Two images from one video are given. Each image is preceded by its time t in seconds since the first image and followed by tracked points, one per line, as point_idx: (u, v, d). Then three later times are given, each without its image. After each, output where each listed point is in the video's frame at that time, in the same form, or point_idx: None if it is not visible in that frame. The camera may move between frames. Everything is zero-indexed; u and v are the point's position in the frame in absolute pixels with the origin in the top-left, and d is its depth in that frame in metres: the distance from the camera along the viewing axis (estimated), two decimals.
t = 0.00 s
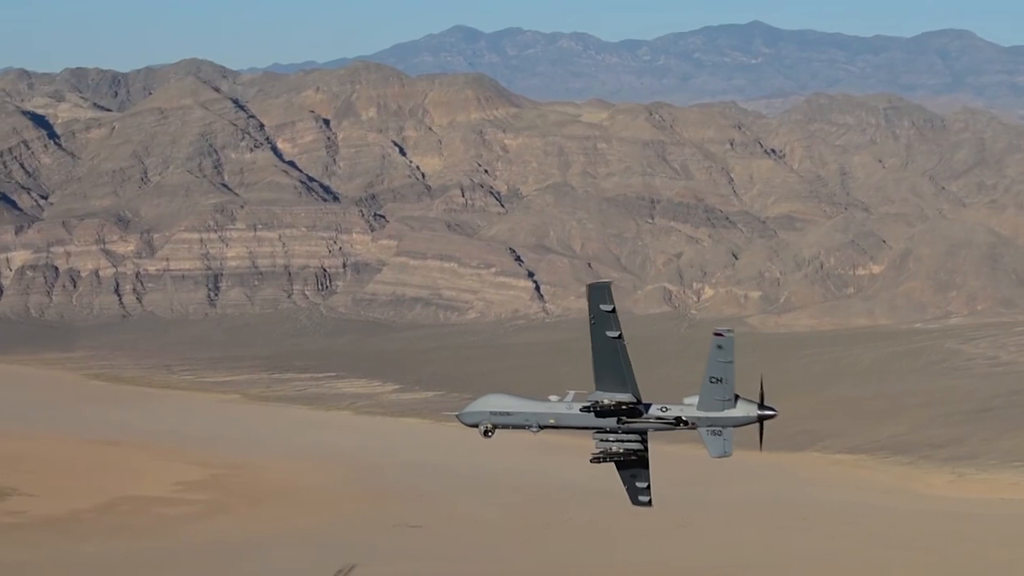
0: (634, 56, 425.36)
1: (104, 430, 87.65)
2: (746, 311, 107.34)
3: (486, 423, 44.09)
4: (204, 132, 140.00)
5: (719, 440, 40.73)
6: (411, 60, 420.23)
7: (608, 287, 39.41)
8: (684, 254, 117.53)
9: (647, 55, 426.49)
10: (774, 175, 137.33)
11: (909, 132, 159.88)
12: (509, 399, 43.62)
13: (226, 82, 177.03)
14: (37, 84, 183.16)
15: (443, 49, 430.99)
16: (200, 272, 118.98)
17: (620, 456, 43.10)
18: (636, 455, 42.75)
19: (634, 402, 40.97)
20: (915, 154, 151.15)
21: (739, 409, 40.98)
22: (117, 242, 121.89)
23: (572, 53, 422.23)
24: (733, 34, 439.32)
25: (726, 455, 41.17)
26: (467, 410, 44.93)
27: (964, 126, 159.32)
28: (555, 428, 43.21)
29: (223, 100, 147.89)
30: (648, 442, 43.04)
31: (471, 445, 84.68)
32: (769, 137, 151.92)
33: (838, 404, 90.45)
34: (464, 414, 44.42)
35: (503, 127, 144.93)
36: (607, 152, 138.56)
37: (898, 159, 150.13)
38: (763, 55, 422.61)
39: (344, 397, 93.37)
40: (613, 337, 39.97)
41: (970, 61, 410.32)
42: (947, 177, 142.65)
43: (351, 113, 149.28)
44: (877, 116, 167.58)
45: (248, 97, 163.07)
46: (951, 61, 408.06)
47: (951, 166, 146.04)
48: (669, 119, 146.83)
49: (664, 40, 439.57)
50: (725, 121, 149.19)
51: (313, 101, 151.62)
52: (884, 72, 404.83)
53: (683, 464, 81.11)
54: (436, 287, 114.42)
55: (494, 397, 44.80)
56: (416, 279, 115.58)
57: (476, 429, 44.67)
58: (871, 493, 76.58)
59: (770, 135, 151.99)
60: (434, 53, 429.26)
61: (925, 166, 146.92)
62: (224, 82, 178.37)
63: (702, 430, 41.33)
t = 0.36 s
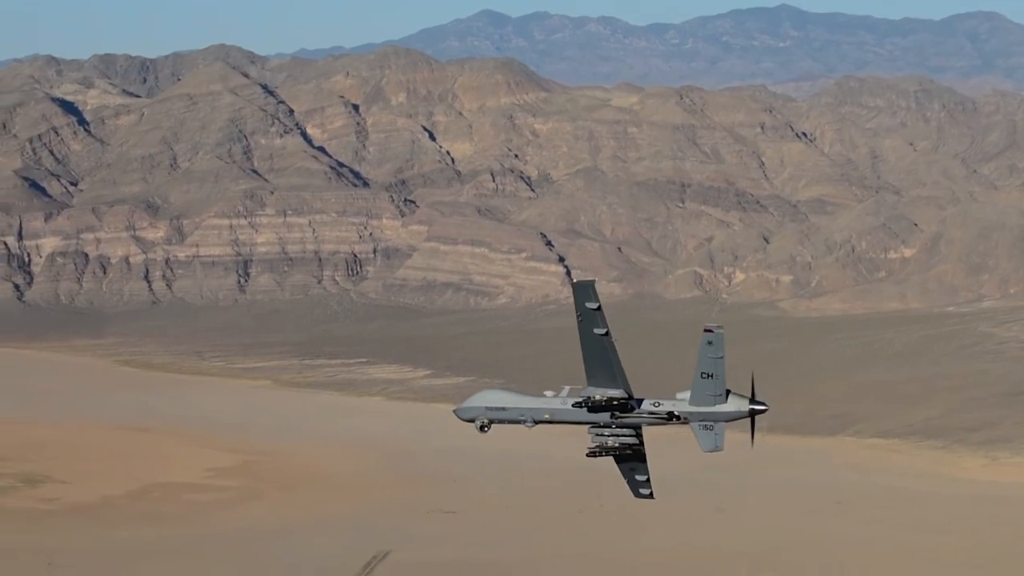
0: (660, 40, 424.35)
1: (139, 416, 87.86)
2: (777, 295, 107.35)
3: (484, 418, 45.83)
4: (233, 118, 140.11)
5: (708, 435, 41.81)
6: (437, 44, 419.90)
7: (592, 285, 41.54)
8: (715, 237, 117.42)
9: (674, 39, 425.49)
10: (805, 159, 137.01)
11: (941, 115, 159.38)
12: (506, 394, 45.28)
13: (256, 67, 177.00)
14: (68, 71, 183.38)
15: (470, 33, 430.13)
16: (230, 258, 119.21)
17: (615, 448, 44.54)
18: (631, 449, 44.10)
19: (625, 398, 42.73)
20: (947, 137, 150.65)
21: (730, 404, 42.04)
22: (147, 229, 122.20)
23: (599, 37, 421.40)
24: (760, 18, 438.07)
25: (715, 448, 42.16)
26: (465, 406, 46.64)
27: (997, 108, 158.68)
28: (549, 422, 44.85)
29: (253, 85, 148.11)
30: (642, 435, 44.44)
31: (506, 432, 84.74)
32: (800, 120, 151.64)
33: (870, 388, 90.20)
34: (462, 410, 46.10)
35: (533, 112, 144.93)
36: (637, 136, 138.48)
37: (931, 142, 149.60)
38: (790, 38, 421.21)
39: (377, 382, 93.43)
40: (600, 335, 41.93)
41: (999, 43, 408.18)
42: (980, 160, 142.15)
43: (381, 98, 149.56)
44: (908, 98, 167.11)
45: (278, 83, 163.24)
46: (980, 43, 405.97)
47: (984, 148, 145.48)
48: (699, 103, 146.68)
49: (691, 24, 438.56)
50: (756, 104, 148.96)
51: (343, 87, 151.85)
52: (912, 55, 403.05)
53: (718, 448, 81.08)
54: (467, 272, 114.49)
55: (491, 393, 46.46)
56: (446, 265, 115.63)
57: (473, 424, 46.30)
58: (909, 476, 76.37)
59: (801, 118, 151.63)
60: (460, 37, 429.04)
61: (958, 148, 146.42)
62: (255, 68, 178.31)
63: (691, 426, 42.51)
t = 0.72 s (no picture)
0: (686, 25, 423.53)
1: (171, 403, 88.02)
2: (806, 279, 107.16)
3: (479, 413, 46.80)
4: (260, 104, 140.13)
5: (699, 430, 42.37)
6: (463, 31, 419.81)
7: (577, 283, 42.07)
8: (744, 222, 117.22)
9: (699, 25, 424.53)
10: (834, 143, 136.58)
11: (971, 98, 158.75)
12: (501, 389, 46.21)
13: (284, 54, 177.17)
14: (98, 58, 183.94)
15: (495, 20, 429.62)
16: (258, 245, 119.26)
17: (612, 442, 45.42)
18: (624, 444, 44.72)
19: (617, 393, 43.49)
20: (976, 120, 150.06)
21: (720, 398, 42.49)
22: (174, 217, 122.40)
23: (623, 23, 420.74)
24: (786, 3, 436.89)
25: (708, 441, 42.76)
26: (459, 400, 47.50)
27: None
28: (543, 417, 45.81)
29: (280, 71, 148.24)
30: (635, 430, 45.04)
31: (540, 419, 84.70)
32: (829, 104, 151.23)
33: (899, 372, 89.83)
34: (458, 404, 47.09)
35: (561, 97, 144.74)
36: (665, 121, 138.30)
37: (962, 125, 149.03)
38: (815, 23, 420.00)
39: (406, 368, 93.39)
40: (588, 331, 42.53)
41: None
42: (1010, 143, 141.55)
43: (408, 84, 149.70)
44: (939, 82, 166.48)
45: (306, 69, 163.37)
46: (1007, 27, 404.10)
47: (1015, 132, 144.85)
48: (728, 88, 146.39)
49: (716, 9, 437.61)
50: (784, 89, 148.61)
51: (371, 73, 152.05)
52: (939, 39, 401.35)
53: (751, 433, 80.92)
54: (495, 258, 114.52)
55: (486, 388, 47.43)
56: (475, 251, 115.80)
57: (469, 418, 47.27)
58: (943, 460, 76.07)
59: (829, 102, 151.20)
60: (484, 23, 429.01)
61: (988, 131, 145.80)
62: (283, 55, 178.47)
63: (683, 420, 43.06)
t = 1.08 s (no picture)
0: (708, 11, 423.12)
1: (201, 390, 88.28)
2: (832, 265, 107.12)
3: (473, 407, 46.21)
4: (285, 92, 140.29)
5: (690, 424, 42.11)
6: (485, 18, 419.93)
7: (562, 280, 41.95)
8: (770, 207, 117.17)
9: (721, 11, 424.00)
10: (859, 128, 136.37)
11: (999, 83, 158.36)
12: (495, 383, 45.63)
13: (310, 41, 177.50)
14: (124, 46, 184.60)
15: (518, 7, 429.74)
16: (283, 232, 119.47)
17: (608, 434, 45.14)
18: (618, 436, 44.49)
19: (607, 388, 43.33)
20: (1004, 104, 149.78)
21: (711, 393, 42.15)
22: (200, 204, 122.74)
23: (645, 10, 420.37)
24: None
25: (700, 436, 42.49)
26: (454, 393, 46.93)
27: None
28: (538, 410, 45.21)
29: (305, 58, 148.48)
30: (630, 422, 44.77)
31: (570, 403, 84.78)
32: (855, 89, 151.01)
33: (925, 357, 89.63)
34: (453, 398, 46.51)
35: (586, 83, 144.66)
36: (690, 107, 138.26)
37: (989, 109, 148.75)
38: (838, 10, 419.06)
39: (433, 355, 93.49)
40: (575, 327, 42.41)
41: None
42: None
43: (433, 70, 150.24)
44: (966, 67, 166.08)
45: (332, 56, 163.58)
46: None
47: None
48: (753, 74, 146.28)
49: None
50: (810, 74, 148.41)
51: (397, 60, 152.49)
52: (963, 23, 400.11)
53: (781, 417, 80.94)
54: (521, 244, 114.72)
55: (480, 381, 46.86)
56: (500, 237, 115.92)
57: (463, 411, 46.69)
58: (974, 444, 75.97)
59: (855, 87, 150.98)
60: (507, 11, 429.32)
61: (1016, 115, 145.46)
62: (308, 42, 178.73)
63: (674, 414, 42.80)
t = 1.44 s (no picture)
0: None
1: (228, 376, 88.40)
2: (856, 251, 107.02)
3: (469, 399, 45.78)
4: (308, 80, 140.41)
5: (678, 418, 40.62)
6: (504, 6, 419.62)
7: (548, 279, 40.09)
8: (793, 194, 117.18)
9: None
10: (882, 114, 136.09)
11: None
12: (490, 376, 45.16)
13: (332, 29, 177.37)
14: (147, 34, 184.68)
15: None
16: (305, 220, 119.55)
17: (599, 427, 43.69)
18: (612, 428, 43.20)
19: (598, 381, 41.92)
20: None
21: (700, 388, 40.64)
22: (222, 191, 122.77)
23: None
24: None
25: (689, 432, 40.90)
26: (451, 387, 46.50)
27: None
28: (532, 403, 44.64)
29: (327, 47, 148.56)
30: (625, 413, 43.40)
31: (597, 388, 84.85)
32: (879, 74, 150.75)
33: (950, 343, 89.35)
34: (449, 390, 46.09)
35: (608, 69, 144.51)
36: (713, 92, 138.05)
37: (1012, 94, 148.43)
38: None
39: (458, 342, 93.44)
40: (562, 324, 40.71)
41: None
42: None
43: (455, 58, 150.73)
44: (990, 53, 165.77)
45: (354, 43, 163.60)
46: None
47: None
48: (775, 60, 146.08)
49: None
50: (833, 60, 148.12)
51: (419, 48, 152.90)
52: (983, 9, 398.85)
53: (808, 401, 80.99)
54: (543, 230, 114.97)
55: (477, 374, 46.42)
56: (522, 224, 116.12)
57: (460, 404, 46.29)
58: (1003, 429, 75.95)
59: (878, 72, 150.74)
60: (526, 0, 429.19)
61: None
62: (330, 29, 178.67)
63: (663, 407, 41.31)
